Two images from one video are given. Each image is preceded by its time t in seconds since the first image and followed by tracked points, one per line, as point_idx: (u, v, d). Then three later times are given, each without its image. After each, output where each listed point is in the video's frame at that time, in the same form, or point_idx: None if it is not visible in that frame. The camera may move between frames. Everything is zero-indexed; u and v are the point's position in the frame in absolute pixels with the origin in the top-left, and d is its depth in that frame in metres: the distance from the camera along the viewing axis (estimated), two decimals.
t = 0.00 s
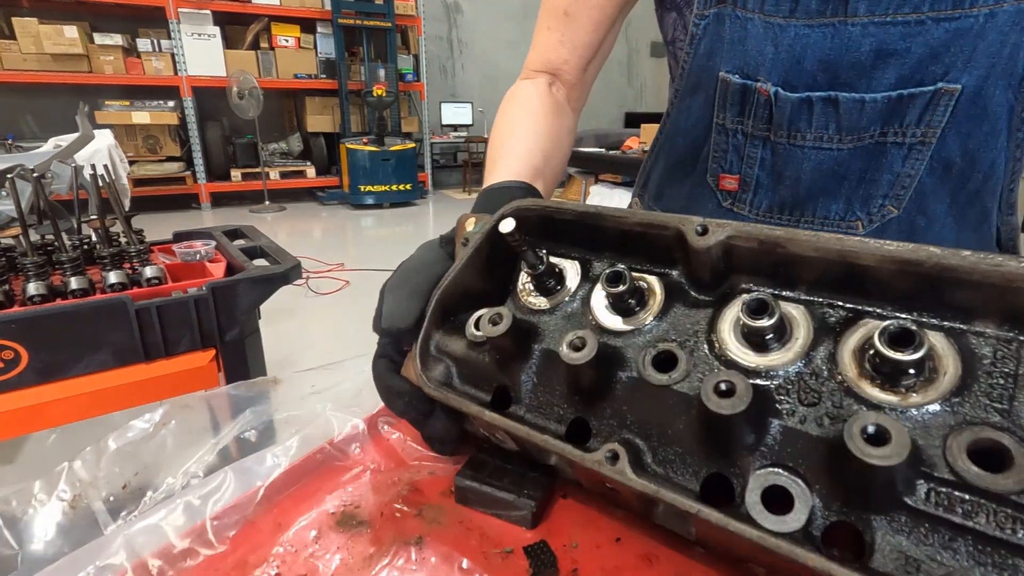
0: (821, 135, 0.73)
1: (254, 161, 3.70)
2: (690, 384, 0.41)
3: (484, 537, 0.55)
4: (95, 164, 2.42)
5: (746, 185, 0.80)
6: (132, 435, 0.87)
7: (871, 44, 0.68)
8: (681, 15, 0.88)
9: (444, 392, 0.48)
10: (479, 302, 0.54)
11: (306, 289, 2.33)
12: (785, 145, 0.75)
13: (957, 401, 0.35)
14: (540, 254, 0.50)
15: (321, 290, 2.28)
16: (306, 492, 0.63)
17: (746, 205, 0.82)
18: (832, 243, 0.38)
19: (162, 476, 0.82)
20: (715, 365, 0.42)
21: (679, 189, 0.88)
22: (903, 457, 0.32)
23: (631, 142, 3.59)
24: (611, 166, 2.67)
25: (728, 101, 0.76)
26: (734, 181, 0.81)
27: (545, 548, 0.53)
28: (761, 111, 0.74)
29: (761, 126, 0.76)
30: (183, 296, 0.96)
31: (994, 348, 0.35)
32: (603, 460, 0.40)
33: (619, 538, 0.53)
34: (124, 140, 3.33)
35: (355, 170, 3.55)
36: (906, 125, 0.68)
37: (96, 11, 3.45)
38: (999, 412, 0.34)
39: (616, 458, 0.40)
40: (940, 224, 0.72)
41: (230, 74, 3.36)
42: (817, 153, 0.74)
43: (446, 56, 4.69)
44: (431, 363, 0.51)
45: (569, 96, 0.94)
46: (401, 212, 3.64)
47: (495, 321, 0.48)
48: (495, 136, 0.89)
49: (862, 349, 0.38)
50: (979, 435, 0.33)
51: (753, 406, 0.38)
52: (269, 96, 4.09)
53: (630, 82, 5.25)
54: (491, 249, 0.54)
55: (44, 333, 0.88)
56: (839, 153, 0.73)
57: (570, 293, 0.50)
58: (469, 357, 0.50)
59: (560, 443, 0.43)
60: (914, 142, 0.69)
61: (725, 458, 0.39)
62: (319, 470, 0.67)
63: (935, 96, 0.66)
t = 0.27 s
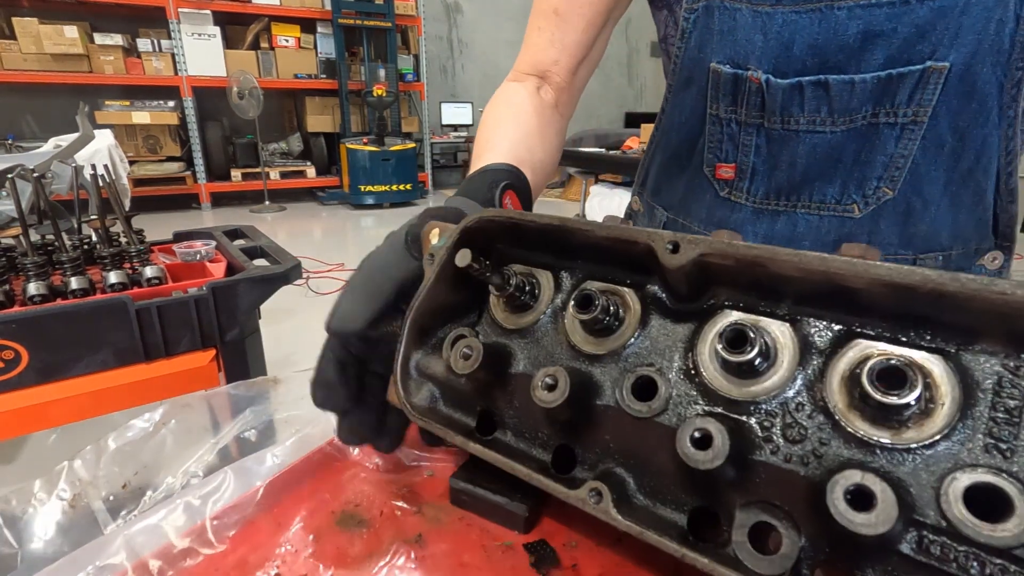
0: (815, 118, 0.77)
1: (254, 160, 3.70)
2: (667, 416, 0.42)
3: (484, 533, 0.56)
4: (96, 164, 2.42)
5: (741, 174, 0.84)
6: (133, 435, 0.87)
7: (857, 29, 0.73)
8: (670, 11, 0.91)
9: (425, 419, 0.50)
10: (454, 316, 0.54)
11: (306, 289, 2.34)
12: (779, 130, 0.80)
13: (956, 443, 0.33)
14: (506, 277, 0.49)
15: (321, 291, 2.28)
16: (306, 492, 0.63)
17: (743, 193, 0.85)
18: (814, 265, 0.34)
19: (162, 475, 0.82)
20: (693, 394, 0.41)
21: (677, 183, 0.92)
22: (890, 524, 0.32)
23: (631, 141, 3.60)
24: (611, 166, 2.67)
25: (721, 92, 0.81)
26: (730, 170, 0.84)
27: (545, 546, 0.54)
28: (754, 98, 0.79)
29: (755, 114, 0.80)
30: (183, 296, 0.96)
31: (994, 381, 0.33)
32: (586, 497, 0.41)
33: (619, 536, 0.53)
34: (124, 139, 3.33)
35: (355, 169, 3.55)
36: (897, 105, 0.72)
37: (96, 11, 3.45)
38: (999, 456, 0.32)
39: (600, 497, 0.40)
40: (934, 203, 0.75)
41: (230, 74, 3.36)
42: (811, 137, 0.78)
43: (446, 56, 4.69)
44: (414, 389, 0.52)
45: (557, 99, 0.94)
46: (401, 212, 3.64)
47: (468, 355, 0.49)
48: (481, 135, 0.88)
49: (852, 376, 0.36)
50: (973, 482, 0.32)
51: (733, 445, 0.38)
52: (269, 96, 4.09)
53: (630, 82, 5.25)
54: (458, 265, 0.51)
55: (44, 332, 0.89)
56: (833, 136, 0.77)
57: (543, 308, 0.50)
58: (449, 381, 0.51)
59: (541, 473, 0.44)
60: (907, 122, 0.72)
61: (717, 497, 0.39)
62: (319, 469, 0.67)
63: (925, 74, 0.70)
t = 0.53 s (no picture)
0: (805, 110, 0.77)
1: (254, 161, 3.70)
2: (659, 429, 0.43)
3: (484, 530, 0.56)
4: (96, 164, 2.42)
5: (733, 169, 0.83)
6: (133, 433, 0.87)
7: (846, 20, 0.74)
8: (658, 9, 0.91)
9: (419, 427, 0.54)
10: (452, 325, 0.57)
11: (306, 289, 2.33)
12: (770, 123, 0.80)
13: (955, 458, 0.34)
14: (495, 286, 0.50)
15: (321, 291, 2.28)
16: (307, 492, 0.63)
17: (736, 187, 0.84)
18: (807, 276, 0.34)
19: (162, 474, 0.82)
20: (686, 406, 0.43)
21: (668, 181, 0.92)
22: (883, 548, 0.33)
23: (631, 142, 3.59)
24: (611, 166, 2.67)
25: (711, 85, 0.81)
26: (722, 164, 0.84)
27: (546, 545, 0.54)
28: (744, 92, 0.79)
29: (745, 107, 0.80)
30: (183, 296, 0.96)
31: (990, 397, 0.34)
32: (582, 511, 0.43)
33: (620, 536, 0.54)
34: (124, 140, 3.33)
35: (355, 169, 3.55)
36: (887, 96, 0.72)
37: (96, 11, 3.45)
38: (996, 472, 0.33)
39: (595, 510, 0.42)
40: (925, 195, 0.75)
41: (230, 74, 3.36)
42: (802, 129, 0.78)
43: (446, 56, 4.69)
44: (410, 397, 0.56)
45: (547, 102, 0.94)
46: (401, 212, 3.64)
47: (459, 368, 0.52)
48: (472, 136, 0.88)
49: (846, 389, 0.37)
50: (971, 497, 0.33)
51: (725, 457, 0.39)
52: (269, 96, 4.09)
53: (630, 82, 5.24)
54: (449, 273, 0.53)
55: (44, 332, 0.88)
56: (824, 128, 0.77)
57: (535, 313, 0.52)
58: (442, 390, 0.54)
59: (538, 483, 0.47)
60: (897, 112, 0.72)
61: (716, 510, 0.40)
62: (319, 469, 0.67)
63: (914, 64, 0.70)
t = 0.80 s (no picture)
0: (803, 107, 0.76)
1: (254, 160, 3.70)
2: (649, 448, 0.45)
3: (484, 529, 0.56)
4: (95, 164, 2.42)
5: (731, 167, 0.83)
6: (133, 432, 0.87)
7: (843, 15, 0.72)
8: (652, 8, 0.91)
9: (415, 441, 0.59)
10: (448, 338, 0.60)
11: (306, 289, 2.33)
12: (768, 120, 0.79)
13: (956, 483, 0.35)
14: (480, 300, 0.52)
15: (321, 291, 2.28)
16: (307, 492, 0.64)
17: (733, 185, 0.84)
18: (797, 296, 0.34)
19: (163, 473, 0.82)
20: (677, 424, 0.45)
21: (666, 180, 0.92)
22: None
23: (631, 142, 3.59)
24: (611, 166, 2.66)
25: (707, 84, 0.80)
26: (720, 163, 0.83)
27: (545, 543, 0.55)
28: (741, 90, 0.78)
29: (742, 106, 0.80)
30: (183, 297, 0.96)
31: (990, 420, 0.34)
32: (575, 528, 0.46)
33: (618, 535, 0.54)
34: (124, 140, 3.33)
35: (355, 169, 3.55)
36: (885, 91, 0.71)
37: (96, 11, 3.45)
38: (995, 497, 0.34)
39: (588, 527, 0.45)
40: (924, 191, 0.74)
41: (230, 74, 3.36)
42: (801, 125, 0.77)
43: (446, 56, 4.69)
44: (405, 409, 0.62)
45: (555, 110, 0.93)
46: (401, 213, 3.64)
47: (447, 387, 0.54)
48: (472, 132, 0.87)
49: (841, 410, 0.38)
50: (972, 523, 0.34)
51: (715, 483, 0.41)
52: (269, 96, 4.09)
53: (630, 82, 5.25)
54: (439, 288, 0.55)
55: (44, 332, 0.89)
56: (821, 125, 0.76)
57: (524, 323, 0.54)
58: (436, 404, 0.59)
59: (531, 499, 0.50)
60: (896, 107, 0.71)
61: (711, 530, 0.43)
62: (319, 469, 0.67)
63: (913, 59, 0.68)
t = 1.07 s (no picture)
0: (797, 101, 0.76)
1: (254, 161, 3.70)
2: (644, 457, 0.46)
3: (484, 528, 0.57)
4: (95, 164, 2.42)
5: (725, 163, 0.82)
6: (133, 429, 0.86)
7: (835, 8, 0.72)
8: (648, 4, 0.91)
9: (414, 446, 0.60)
10: (445, 343, 0.60)
11: (306, 289, 2.33)
12: (761, 115, 0.79)
13: (955, 497, 0.35)
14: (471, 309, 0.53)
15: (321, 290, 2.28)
16: (307, 491, 0.64)
17: (728, 181, 0.83)
18: (790, 310, 0.34)
19: (163, 471, 0.83)
20: (672, 434, 0.45)
21: (661, 177, 0.91)
22: None
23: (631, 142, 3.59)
24: (611, 165, 2.67)
25: (701, 79, 0.80)
26: (714, 159, 0.83)
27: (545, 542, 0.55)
28: (734, 84, 0.78)
29: (735, 101, 0.79)
30: (183, 297, 0.95)
31: (989, 433, 0.34)
32: (573, 536, 0.46)
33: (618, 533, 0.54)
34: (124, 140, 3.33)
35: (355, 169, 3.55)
36: (879, 85, 0.71)
37: (96, 11, 3.45)
38: (993, 512, 0.34)
39: (586, 536, 0.45)
40: (920, 187, 0.74)
41: (230, 74, 3.36)
42: (795, 120, 0.77)
43: (446, 56, 4.69)
44: (403, 415, 0.63)
45: (552, 107, 0.93)
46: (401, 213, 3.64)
47: (442, 399, 0.54)
48: (472, 126, 0.87)
49: (835, 421, 0.37)
50: (969, 539, 0.34)
51: (709, 496, 0.40)
52: (269, 96, 4.09)
53: (630, 82, 5.25)
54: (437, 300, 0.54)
55: (44, 331, 0.89)
56: (815, 119, 0.75)
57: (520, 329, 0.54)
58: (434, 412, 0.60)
59: (530, 506, 0.50)
60: (889, 102, 0.71)
61: (708, 540, 0.43)
62: (319, 468, 0.67)
63: (907, 52, 0.68)
